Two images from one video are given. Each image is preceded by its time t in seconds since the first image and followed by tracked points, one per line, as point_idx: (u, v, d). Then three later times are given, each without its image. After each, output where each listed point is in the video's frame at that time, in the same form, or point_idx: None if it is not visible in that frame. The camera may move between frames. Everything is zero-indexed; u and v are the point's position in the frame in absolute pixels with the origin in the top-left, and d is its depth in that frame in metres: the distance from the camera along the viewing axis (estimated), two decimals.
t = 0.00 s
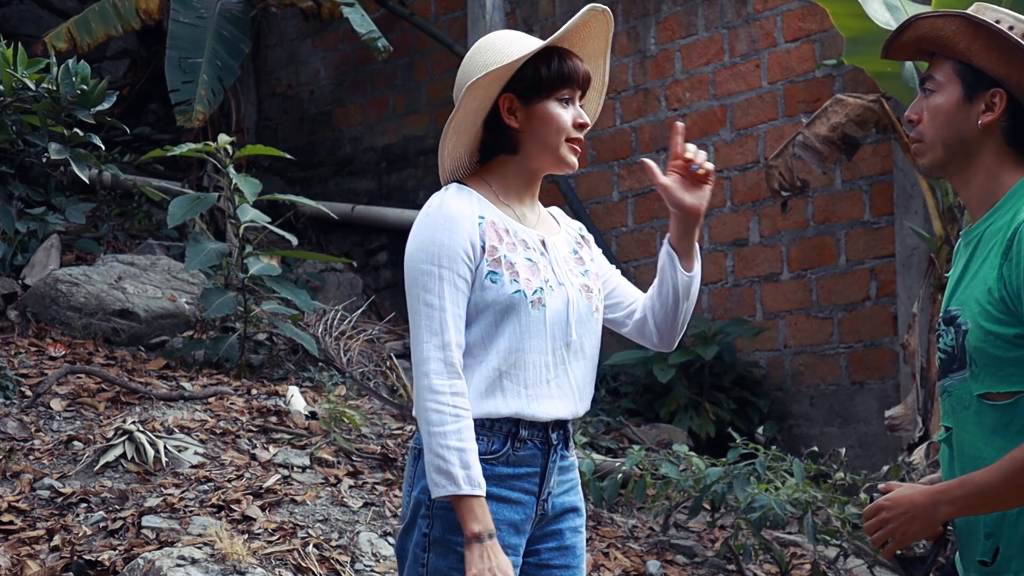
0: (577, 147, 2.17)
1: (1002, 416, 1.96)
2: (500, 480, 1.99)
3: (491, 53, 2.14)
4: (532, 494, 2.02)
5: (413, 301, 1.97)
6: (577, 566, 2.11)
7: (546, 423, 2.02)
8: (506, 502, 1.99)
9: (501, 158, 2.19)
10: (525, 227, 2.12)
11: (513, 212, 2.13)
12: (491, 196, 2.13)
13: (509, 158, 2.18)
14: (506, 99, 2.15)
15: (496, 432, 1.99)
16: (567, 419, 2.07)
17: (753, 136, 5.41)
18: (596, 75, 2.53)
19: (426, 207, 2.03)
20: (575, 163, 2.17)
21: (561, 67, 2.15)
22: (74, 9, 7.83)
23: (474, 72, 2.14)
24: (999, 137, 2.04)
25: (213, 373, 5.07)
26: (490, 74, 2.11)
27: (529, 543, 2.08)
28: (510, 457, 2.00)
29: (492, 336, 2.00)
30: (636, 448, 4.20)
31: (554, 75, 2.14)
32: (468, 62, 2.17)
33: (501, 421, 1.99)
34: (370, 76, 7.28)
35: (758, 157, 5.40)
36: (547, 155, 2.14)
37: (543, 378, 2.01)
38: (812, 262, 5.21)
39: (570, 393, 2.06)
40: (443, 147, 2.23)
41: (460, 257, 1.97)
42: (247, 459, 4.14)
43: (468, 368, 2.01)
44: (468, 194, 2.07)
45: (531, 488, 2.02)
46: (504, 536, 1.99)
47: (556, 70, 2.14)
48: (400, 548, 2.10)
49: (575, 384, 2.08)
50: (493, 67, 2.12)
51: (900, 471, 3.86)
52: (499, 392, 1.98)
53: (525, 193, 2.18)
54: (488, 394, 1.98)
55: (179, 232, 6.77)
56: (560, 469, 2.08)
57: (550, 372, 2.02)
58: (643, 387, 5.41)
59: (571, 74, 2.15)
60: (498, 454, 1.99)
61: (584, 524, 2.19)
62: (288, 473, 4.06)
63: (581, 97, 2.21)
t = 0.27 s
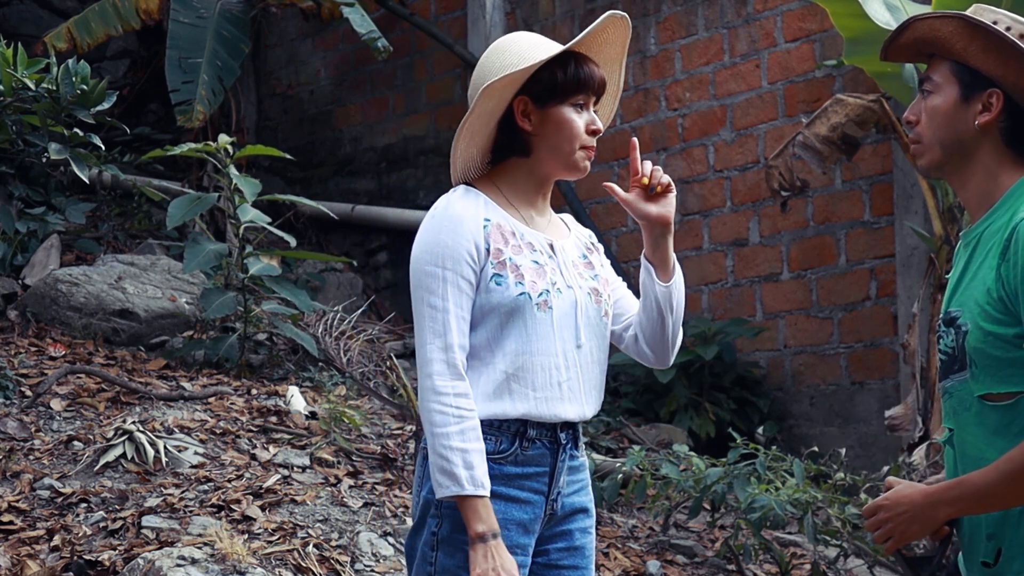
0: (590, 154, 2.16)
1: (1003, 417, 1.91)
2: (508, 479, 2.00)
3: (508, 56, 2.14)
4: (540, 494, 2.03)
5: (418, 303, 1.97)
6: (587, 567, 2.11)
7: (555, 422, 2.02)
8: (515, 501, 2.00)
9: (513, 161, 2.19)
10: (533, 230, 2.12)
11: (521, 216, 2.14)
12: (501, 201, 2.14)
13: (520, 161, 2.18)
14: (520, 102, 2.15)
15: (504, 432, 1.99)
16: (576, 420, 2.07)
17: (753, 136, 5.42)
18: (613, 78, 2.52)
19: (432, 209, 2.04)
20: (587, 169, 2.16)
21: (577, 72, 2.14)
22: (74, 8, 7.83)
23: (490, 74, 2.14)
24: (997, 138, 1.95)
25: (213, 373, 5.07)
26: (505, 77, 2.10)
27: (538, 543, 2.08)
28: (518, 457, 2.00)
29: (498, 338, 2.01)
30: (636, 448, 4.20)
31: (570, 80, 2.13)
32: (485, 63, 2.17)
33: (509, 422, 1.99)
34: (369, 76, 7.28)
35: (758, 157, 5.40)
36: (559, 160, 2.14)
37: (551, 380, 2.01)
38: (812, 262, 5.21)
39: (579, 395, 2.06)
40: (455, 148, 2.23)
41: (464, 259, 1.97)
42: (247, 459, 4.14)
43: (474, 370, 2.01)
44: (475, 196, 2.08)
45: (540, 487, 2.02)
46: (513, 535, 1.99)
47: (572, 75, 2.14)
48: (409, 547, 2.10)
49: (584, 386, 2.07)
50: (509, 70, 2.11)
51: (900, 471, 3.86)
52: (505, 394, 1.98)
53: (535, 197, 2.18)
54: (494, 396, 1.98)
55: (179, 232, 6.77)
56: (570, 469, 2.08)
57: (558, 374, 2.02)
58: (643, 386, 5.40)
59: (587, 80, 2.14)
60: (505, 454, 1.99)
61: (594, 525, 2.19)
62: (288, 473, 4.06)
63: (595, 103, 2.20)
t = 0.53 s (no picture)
0: (600, 157, 2.17)
1: (991, 419, 1.96)
2: (512, 479, 1.99)
3: (521, 57, 2.14)
4: (544, 494, 2.02)
5: (421, 302, 1.97)
6: (590, 568, 2.11)
7: (559, 423, 2.02)
8: (518, 501, 2.00)
9: (520, 162, 2.19)
10: (538, 232, 2.11)
11: (527, 218, 2.14)
12: (507, 202, 2.14)
13: (529, 163, 2.18)
14: (532, 104, 2.15)
15: (507, 432, 1.99)
16: (580, 421, 2.07)
17: (753, 136, 5.41)
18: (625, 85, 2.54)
19: (439, 208, 2.04)
20: (596, 172, 2.17)
21: (589, 75, 2.15)
22: (74, 9, 7.83)
23: (503, 75, 2.14)
24: (978, 143, 2.04)
25: (213, 373, 5.07)
26: (517, 78, 2.11)
27: (541, 543, 2.08)
28: (521, 457, 2.00)
29: (501, 340, 2.00)
30: (636, 448, 4.20)
31: (582, 83, 2.14)
32: (498, 64, 2.17)
33: (513, 422, 1.99)
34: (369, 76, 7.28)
35: (758, 157, 5.40)
36: (569, 163, 2.15)
37: (553, 383, 2.01)
38: (812, 262, 5.21)
39: (583, 398, 2.06)
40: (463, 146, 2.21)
41: (468, 260, 1.98)
42: (247, 459, 4.14)
43: (476, 371, 2.01)
44: (481, 198, 2.08)
45: (543, 488, 2.02)
46: (516, 535, 1.99)
47: (584, 78, 2.14)
48: (412, 546, 2.10)
49: (587, 389, 2.07)
50: (521, 71, 2.12)
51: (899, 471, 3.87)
52: (507, 396, 1.98)
53: (543, 200, 2.18)
54: (496, 398, 1.98)
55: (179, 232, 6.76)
56: (574, 469, 2.08)
57: (560, 377, 2.02)
58: (643, 386, 5.39)
59: (599, 84, 2.15)
60: (509, 454, 1.99)
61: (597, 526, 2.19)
62: (288, 473, 4.06)
63: (606, 107, 2.21)
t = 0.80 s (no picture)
0: (602, 166, 2.18)
1: (964, 420, 2.06)
2: (512, 479, 1.99)
3: (534, 61, 2.14)
4: (544, 494, 2.02)
5: (419, 304, 1.97)
6: (589, 567, 2.11)
7: (558, 424, 2.02)
8: (518, 501, 2.00)
9: (523, 165, 2.19)
10: (537, 235, 2.12)
11: (527, 221, 2.14)
12: (508, 205, 2.14)
13: (532, 165, 2.18)
14: (541, 107, 2.15)
15: (507, 432, 1.98)
16: (579, 421, 2.07)
17: (753, 136, 5.41)
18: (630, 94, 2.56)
19: (437, 210, 2.04)
20: (596, 180, 2.18)
21: (600, 83, 2.15)
22: (74, 9, 7.83)
23: (515, 76, 2.14)
24: (953, 154, 2.16)
25: (213, 373, 5.07)
26: (530, 81, 2.11)
27: (540, 543, 2.08)
28: (521, 457, 1.99)
29: (499, 342, 2.01)
30: (636, 447, 4.20)
31: (593, 91, 2.14)
32: (511, 65, 2.17)
33: (512, 423, 1.99)
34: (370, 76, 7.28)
35: (758, 157, 5.40)
36: (571, 170, 2.15)
37: (552, 386, 2.01)
38: (812, 262, 5.21)
39: (582, 400, 2.06)
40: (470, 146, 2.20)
41: (466, 262, 1.98)
42: (247, 459, 4.14)
43: (474, 373, 2.01)
44: (480, 200, 2.08)
45: (543, 487, 2.02)
46: (516, 535, 1.99)
47: (595, 86, 2.14)
48: (411, 547, 2.10)
49: (586, 392, 2.08)
50: (534, 74, 2.12)
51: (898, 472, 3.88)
52: (506, 398, 1.98)
53: (542, 203, 2.19)
54: (495, 399, 1.98)
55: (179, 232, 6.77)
56: (573, 469, 2.09)
57: (559, 380, 2.02)
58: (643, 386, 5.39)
59: (609, 93, 2.16)
60: (509, 454, 1.99)
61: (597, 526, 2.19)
62: (288, 473, 4.06)
63: (613, 115, 2.21)
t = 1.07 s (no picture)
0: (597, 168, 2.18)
1: (951, 406, 2.08)
2: (512, 479, 1.99)
3: (532, 62, 2.13)
4: (543, 493, 2.03)
5: (420, 305, 1.97)
6: (588, 566, 2.11)
7: (557, 424, 2.02)
8: (518, 501, 2.00)
9: (519, 165, 2.19)
10: (535, 235, 2.12)
11: (524, 222, 2.14)
12: (506, 206, 2.14)
13: (528, 166, 2.18)
14: (538, 108, 2.15)
15: (507, 432, 1.98)
16: (577, 421, 2.07)
17: (753, 136, 5.41)
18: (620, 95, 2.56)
19: (436, 211, 2.03)
20: (591, 182, 2.19)
21: (597, 85, 2.16)
22: (75, 8, 7.83)
23: (513, 77, 2.14)
24: (935, 147, 2.22)
25: (213, 373, 5.07)
26: (528, 83, 2.11)
27: (540, 543, 2.08)
28: (521, 457, 1.99)
29: (499, 343, 2.01)
30: (636, 448, 4.20)
31: (590, 92, 2.14)
32: (508, 65, 2.16)
33: (512, 423, 1.98)
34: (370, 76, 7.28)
35: (758, 157, 5.40)
36: (568, 172, 2.16)
37: (552, 386, 2.01)
38: (812, 262, 5.21)
39: (580, 400, 2.06)
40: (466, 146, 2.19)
41: (467, 263, 1.97)
42: (247, 459, 4.14)
43: (475, 374, 2.01)
44: (478, 201, 2.07)
45: (543, 487, 2.02)
46: (516, 535, 1.99)
47: (592, 88, 2.15)
48: (411, 548, 2.10)
49: (585, 392, 2.08)
50: (533, 75, 2.12)
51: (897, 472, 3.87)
52: (506, 398, 1.98)
53: (537, 204, 2.19)
54: (496, 400, 1.98)
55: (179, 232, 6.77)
56: (571, 469, 2.09)
57: (558, 380, 2.02)
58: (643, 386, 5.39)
59: (606, 95, 2.16)
60: (508, 454, 1.99)
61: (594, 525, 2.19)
62: (288, 473, 4.06)
63: (607, 117, 2.22)
